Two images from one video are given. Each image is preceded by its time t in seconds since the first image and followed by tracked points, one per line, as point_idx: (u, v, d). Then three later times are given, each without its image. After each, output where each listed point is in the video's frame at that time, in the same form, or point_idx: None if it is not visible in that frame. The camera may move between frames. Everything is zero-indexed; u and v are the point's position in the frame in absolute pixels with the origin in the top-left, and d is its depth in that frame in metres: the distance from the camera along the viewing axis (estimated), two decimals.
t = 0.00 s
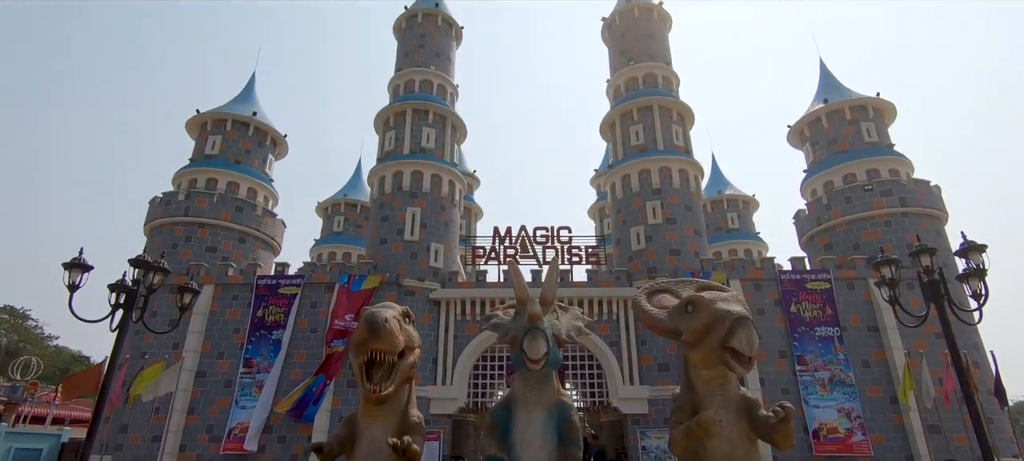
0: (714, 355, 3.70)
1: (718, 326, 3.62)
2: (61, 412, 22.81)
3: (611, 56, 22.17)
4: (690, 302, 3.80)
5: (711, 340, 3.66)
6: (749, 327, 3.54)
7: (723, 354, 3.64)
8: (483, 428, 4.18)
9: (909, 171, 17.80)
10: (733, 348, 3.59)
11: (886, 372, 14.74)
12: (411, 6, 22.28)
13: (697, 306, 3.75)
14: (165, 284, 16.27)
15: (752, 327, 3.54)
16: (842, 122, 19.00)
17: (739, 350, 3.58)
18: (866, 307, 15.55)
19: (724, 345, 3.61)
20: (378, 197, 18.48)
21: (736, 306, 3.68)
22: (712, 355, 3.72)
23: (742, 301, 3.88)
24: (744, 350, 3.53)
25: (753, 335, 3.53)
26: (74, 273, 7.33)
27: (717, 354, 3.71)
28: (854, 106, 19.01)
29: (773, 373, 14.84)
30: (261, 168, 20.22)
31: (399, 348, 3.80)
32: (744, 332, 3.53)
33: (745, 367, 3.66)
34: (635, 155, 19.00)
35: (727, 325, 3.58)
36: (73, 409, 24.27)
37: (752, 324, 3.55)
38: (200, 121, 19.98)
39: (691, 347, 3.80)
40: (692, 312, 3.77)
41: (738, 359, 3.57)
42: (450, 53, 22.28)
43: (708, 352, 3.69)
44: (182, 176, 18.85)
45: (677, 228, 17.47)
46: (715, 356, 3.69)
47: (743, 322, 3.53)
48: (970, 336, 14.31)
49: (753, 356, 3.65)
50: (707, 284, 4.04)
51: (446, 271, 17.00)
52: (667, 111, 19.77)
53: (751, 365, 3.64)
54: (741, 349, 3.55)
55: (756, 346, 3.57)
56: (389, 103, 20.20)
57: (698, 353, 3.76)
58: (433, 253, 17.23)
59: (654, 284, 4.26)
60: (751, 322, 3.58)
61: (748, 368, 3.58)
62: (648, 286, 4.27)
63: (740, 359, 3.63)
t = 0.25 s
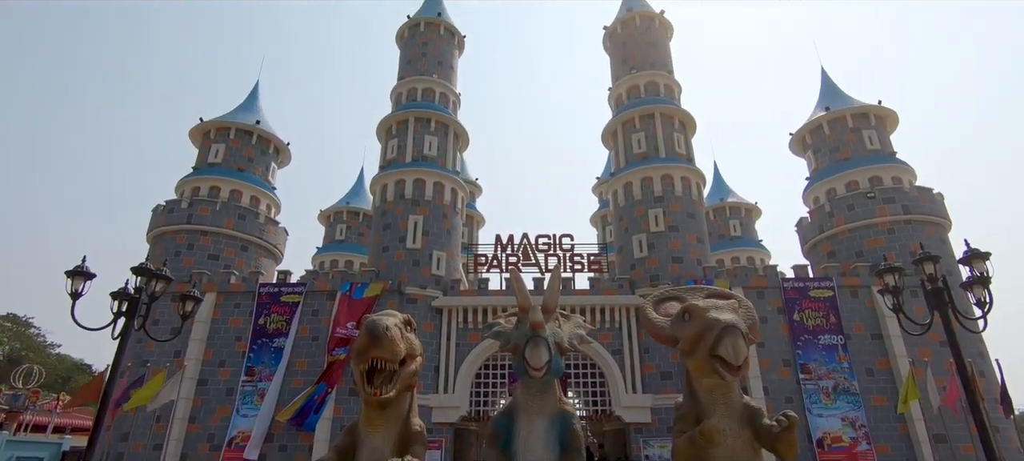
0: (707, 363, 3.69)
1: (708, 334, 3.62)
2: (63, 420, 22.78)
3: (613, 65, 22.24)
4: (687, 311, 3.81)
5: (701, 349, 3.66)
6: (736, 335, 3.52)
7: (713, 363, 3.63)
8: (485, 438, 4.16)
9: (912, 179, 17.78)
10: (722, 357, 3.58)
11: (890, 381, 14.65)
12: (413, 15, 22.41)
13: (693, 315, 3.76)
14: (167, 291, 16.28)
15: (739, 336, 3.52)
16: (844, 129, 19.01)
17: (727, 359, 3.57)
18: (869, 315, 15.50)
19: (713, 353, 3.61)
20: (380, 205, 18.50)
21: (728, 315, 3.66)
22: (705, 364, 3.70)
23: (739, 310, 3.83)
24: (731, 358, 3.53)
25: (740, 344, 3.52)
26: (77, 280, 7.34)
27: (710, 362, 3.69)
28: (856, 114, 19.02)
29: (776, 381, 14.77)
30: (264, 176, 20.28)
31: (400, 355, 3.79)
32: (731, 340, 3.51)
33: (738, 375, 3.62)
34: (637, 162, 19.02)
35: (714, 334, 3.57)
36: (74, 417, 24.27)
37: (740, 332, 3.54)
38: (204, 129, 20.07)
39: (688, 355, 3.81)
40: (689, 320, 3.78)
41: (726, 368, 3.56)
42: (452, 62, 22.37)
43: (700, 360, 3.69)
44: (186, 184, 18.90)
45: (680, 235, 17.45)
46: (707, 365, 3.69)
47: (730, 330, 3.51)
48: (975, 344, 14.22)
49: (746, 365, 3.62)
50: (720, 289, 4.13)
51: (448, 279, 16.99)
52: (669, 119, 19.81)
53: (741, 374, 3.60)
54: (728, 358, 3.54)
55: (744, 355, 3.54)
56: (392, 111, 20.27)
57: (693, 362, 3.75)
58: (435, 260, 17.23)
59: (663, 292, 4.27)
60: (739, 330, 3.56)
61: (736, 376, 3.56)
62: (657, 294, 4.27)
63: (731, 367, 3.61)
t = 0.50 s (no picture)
0: (698, 365, 3.70)
1: (696, 336, 3.63)
2: (67, 422, 22.82)
3: (615, 67, 22.25)
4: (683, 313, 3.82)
5: (691, 350, 3.67)
6: (722, 336, 3.52)
7: (701, 364, 3.64)
8: (489, 440, 4.15)
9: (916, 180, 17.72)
10: (709, 358, 3.59)
11: (895, 383, 14.59)
12: (416, 18, 22.47)
13: (688, 316, 3.77)
14: (171, 294, 16.32)
15: (725, 337, 3.53)
16: (847, 131, 18.98)
17: (713, 360, 3.57)
18: (874, 317, 15.43)
19: (700, 354, 3.62)
20: (383, 208, 18.51)
21: (719, 316, 3.66)
22: (698, 365, 3.70)
23: (736, 310, 3.80)
24: (716, 359, 3.54)
25: (726, 345, 3.52)
26: (81, 282, 7.35)
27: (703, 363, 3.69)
28: (859, 115, 18.99)
29: (780, 384, 14.72)
30: (267, 179, 20.31)
31: (402, 356, 3.77)
32: (715, 341, 3.52)
33: (729, 376, 3.61)
34: (639, 164, 19.00)
35: (700, 335, 3.59)
36: (78, 420, 24.31)
37: (726, 333, 3.54)
38: (207, 132, 20.15)
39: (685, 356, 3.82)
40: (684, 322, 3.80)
41: (713, 369, 3.56)
42: (455, 65, 22.41)
43: (692, 361, 3.70)
44: (189, 187, 18.95)
45: (682, 237, 17.43)
46: (699, 367, 3.68)
47: (714, 331, 3.52)
48: (981, 345, 14.16)
49: (737, 366, 3.60)
50: (729, 290, 4.13)
51: (451, 281, 16.99)
52: (671, 121, 19.79)
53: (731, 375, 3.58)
54: (713, 359, 3.55)
55: (731, 356, 3.54)
56: (395, 114, 20.32)
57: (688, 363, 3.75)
58: (438, 263, 17.24)
59: (672, 293, 4.22)
60: (726, 331, 3.55)
61: (723, 377, 3.56)
62: (666, 295, 4.22)
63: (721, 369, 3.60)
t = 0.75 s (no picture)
0: (703, 354, 3.70)
1: (698, 325, 3.63)
2: (77, 416, 23.05)
3: (620, 58, 22.14)
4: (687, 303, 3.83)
5: (695, 339, 3.67)
6: (724, 324, 3.52)
7: (705, 353, 3.64)
8: (495, 431, 4.14)
9: (923, 170, 17.59)
10: (712, 347, 3.59)
11: (902, 375, 14.55)
12: (419, 11, 22.39)
13: (690, 306, 3.78)
14: (177, 288, 16.40)
15: (727, 326, 3.53)
16: (854, 122, 18.84)
17: (715, 349, 3.57)
18: (880, 308, 15.37)
19: (703, 343, 3.61)
20: (388, 202, 18.52)
21: (722, 305, 3.66)
22: (702, 355, 3.71)
23: (741, 299, 3.78)
24: (719, 348, 3.54)
25: (728, 334, 3.52)
26: (88, 274, 7.39)
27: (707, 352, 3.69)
28: (866, 106, 18.85)
29: (786, 375, 14.70)
30: (272, 173, 20.34)
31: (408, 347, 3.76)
32: (717, 330, 3.53)
33: (733, 365, 3.60)
34: (644, 157, 18.93)
35: (703, 324, 3.59)
36: (88, 413, 24.56)
37: (728, 322, 3.54)
38: (212, 127, 20.19)
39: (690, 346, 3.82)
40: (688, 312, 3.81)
41: (715, 357, 3.57)
42: (458, 57, 22.33)
43: (696, 350, 3.70)
44: (195, 182, 19.00)
45: (688, 230, 17.37)
46: (704, 356, 3.69)
47: (717, 320, 3.52)
48: (989, 336, 14.09)
49: (741, 355, 3.59)
50: (736, 279, 4.14)
51: (456, 275, 17.01)
52: (676, 113, 19.70)
53: (734, 363, 3.58)
54: (716, 347, 3.55)
55: (734, 345, 3.53)
56: (398, 107, 20.30)
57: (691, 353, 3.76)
58: (443, 256, 17.25)
59: (680, 283, 4.18)
60: (729, 319, 3.54)
61: (727, 366, 3.55)
62: (674, 285, 4.17)
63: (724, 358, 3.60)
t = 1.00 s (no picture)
0: (725, 334, 3.49)
1: (722, 305, 3.42)
2: (93, 402, 23.45)
3: (626, 41, 21.91)
4: (704, 282, 3.64)
5: (717, 319, 3.47)
6: (753, 303, 3.31)
7: (728, 334, 3.43)
8: (504, 413, 4.12)
9: (935, 152, 17.38)
10: (738, 327, 3.38)
11: (911, 357, 14.51)
12: None
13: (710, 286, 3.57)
14: (187, 276, 16.54)
15: (757, 305, 3.32)
16: (864, 103, 18.61)
17: (743, 329, 3.35)
18: (890, 291, 15.29)
19: (728, 324, 3.40)
20: (395, 188, 18.52)
21: (745, 284, 3.46)
22: (723, 335, 3.50)
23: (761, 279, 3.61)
24: (747, 328, 3.32)
25: (757, 313, 3.31)
26: (99, 260, 7.44)
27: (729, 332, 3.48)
28: (877, 86, 18.60)
29: (794, 359, 14.71)
30: (279, 161, 20.38)
31: (417, 328, 3.78)
32: (746, 309, 3.31)
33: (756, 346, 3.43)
34: (652, 140, 18.81)
35: (729, 304, 3.38)
36: (104, 399, 25.00)
37: (757, 301, 3.33)
38: (218, 115, 20.21)
39: (707, 327, 3.63)
40: (705, 293, 3.61)
41: (742, 338, 3.36)
42: (464, 42, 22.17)
43: (717, 331, 3.49)
44: (203, 170, 19.07)
45: (695, 214, 17.29)
46: (725, 336, 3.48)
47: (745, 299, 3.31)
48: (1000, 318, 14.00)
49: (764, 336, 3.42)
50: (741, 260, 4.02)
51: (464, 260, 17.04)
52: (684, 96, 19.53)
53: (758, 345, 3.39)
54: (744, 328, 3.33)
55: (762, 325, 3.34)
56: (404, 93, 20.23)
57: (710, 333, 3.55)
58: (450, 242, 17.27)
59: (682, 264, 4.10)
60: (756, 299, 3.34)
61: (754, 347, 3.36)
62: (676, 266, 4.11)
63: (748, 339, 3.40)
